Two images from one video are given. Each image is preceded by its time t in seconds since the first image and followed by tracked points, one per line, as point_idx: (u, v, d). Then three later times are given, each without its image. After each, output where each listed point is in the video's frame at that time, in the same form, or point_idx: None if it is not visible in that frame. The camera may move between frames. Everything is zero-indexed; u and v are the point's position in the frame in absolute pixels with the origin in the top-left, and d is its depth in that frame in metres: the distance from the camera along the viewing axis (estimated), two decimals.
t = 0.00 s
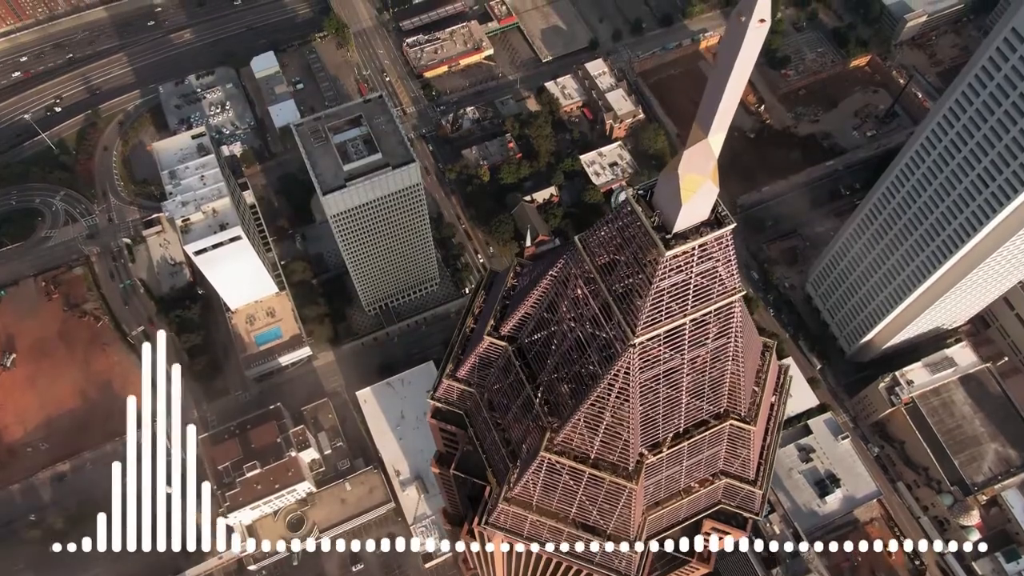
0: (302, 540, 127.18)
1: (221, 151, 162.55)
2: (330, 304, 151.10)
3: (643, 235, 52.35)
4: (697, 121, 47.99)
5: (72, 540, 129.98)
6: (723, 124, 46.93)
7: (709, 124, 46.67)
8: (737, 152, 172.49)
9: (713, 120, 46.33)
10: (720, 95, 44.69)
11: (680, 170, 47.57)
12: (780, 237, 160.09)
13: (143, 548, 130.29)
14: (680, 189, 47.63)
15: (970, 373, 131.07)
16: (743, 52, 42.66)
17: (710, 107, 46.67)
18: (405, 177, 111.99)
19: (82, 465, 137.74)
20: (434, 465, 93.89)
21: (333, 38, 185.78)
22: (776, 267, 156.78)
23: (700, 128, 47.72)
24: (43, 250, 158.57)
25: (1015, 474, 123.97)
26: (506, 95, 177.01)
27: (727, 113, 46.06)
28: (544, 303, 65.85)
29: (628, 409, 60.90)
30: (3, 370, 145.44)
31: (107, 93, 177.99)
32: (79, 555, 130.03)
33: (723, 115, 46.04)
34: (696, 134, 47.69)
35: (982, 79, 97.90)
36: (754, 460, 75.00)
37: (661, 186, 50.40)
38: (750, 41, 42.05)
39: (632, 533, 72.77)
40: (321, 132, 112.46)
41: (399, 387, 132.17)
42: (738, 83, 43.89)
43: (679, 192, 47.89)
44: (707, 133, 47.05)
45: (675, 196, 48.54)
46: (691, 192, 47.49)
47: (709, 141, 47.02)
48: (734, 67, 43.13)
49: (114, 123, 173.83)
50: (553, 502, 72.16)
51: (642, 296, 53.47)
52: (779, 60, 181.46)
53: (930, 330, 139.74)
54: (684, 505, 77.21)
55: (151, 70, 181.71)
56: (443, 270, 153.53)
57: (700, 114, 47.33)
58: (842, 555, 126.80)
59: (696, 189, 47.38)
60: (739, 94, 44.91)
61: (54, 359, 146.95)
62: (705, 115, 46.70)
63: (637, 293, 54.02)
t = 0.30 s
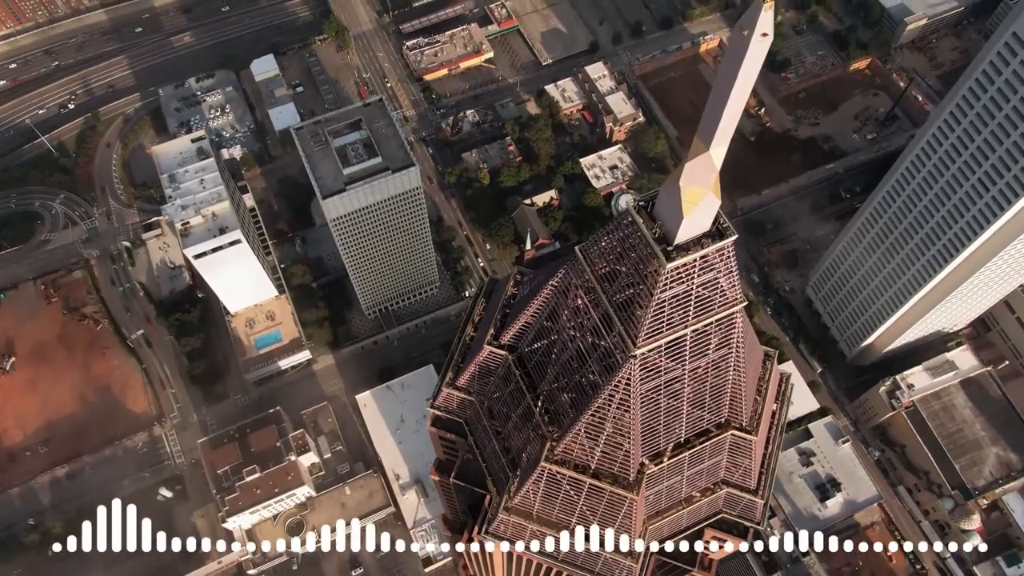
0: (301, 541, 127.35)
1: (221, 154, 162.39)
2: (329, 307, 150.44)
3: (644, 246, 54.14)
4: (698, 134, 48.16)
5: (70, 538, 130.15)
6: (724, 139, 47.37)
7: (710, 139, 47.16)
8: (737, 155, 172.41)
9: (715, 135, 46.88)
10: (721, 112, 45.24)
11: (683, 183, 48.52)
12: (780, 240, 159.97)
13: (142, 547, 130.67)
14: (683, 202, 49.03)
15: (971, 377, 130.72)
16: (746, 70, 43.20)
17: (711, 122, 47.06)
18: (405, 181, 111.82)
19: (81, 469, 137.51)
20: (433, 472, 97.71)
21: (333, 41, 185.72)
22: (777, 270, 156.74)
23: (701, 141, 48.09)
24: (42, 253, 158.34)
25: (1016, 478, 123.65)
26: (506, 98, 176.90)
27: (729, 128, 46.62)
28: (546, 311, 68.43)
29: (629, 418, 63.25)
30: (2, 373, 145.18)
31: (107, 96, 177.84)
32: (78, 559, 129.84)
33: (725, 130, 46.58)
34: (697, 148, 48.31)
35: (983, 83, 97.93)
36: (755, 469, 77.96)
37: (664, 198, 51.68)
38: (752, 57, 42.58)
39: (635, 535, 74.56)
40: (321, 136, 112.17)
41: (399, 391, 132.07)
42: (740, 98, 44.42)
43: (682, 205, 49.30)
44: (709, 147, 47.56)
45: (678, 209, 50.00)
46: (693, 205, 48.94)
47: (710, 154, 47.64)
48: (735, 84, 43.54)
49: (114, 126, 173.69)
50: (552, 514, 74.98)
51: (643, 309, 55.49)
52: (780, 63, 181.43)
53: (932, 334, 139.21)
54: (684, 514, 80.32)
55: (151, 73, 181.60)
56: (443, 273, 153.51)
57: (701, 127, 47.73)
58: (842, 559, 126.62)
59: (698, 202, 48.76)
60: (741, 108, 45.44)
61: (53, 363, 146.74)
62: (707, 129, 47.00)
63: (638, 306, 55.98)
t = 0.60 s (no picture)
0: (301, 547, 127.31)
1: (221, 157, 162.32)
2: (329, 311, 149.93)
3: (645, 256, 54.94)
4: (701, 146, 49.67)
5: (70, 538, 130.07)
6: (727, 152, 49.05)
7: (713, 150, 48.77)
8: (737, 157, 172.29)
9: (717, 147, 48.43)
10: (723, 123, 46.71)
11: (685, 196, 49.65)
12: (780, 243, 159.85)
13: (143, 547, 130.93)
14: (684, 214, 50.02)
15: (971, 380, 130.55)
16: (748, 81, 44.79)
17: (714, 135, 48.61)
18: (404, 184, 111.65)
19: (81, 473, 137.26)
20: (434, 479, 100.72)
21: (333, 43, 185.63)
22: (777, 273, 156.59)
23: (704, 153, 49.74)
24: (41, 257, 158.15)
25: (1017, 482, 123.20)
26: (506, 100, 176.72)
27: (730, 142, 48.35)
28: (546, 320, 69.63)
29: (630, 429, 64.12)
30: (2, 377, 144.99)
31: (107, 99, 177.75)
32: (77, 563, 129.62)
33: (727, 143, 48.29)
34: (700, 159, 49.65)
35: (984, 87, 97.74)
36: (756, 479, 79.35)
37: (665, 209, 52.45)
38: (755, 69, 44.15)
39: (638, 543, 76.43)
40: (321, 140, 112.15)
41: (399, 395, 132.03)
42: (743, 110, 45.71)
43: (682, 217, 50.33)
44: (711, 158, 49.10)
45: (679, 221, 51.02)
46: (695, 217, 49.92)
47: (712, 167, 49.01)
48: (739, 96, 45.03)
49: (113, 129, 173.57)
50: (553, 523, 76.57)
51: (644, 321, 56.07)
52: (780, 66, 181.37)
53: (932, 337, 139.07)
54: (684, 525, 82.05)
55: (150, 76, 181.50)
56: (443, 276, 153.56)
57: (704, 139, 49.38)
58: (844, 563, 126.37)
59: (699, 214, 49.74)
60: (745, 118, 46.62)
61: (53, 366, 146.53)
62: (710, 141, 48.55)
63: (639, 318, 56.64)
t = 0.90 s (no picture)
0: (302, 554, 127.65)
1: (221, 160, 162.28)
2: (329, 314, 149.67)
3: (646, 269, 56.53)
4: (703, 160, 51.03)
5: (70, 539, 130.18)
6: (728, 165, 50.43)
7: (715, 164, 50.20)
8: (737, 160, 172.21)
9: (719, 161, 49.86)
10: (724, 139, 48.06)
11: (685, 209, 51.15)
12: (780, 246, 159.75)
13: (142, 547, 130.93)
14: (686, 226, 51.31)
15: (971, 384, 130.22)
16: (751, 94, 45.46)
17: (715, 150, 50.05)
18: (404, 188, 111.41)
19: (80, 476, 137.01)
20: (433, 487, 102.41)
21: (333, 47, 185.62)
22: (778, 276, 156.38)
23: (705, 166, 51.10)
24: (41, 260, 158.04)
25: (1018, 486, 122.88)
26: (506, 103, 176.64)
27: (732, 155, 49.63)
28: (547, 329, 71.35)
29: (631, 438, 65.97)
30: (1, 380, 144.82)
31: (107, 102, 177.75)
32: (77, 568, 129.42)
33: (729, 157, 49.63)
34: (701, 172, 50.97)
35: (984, 92, 97.75)
36: (758, 489, 81.22)
37: (667, 222, 53.86)
38: (758, 83, 44.88)
39: (636, 560, 79.34)
40: (321, 143, 111.96)
41: (399, 399, 131.84)
42: (745, 124, 46.93)
43: (684, 230, 51.64)
44: (712, 172, 50.66)
45: (680, 233, 52.32)
46: (696, 230, 51.22)
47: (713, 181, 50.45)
48: (741, 111, 46.12)
49: (113, 132, 173.44)
50: (553, 530, 78.67)
51: (646, 333, 57.77)
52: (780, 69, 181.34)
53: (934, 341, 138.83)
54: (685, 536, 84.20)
55: (150, 79, 181.50)
56: (443, 279, 153.51)
57: (706, 153, 50.79)
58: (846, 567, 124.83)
59: (701, 227, 51.08)
60: (746, 132, 48.07)
61: (52, 370, 146.31)
62: (714, 155, 50.06)
63: (640, 330, 58.35)
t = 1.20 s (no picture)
0: (301, 559, 127.04)
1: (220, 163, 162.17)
2: (329, 318, 149.38)
3: (648, 283, 57.77)
4: (706, 175, 51.56)
5: (71, 539, 130.20)
6: (731, 181, 51.00)
7: (717, 180, 50.84)
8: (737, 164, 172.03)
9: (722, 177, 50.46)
10: (726, 156, 48.61)
11: (687, 223, 52.01)
12: (781, 250, 159.59)
13: (143, 547, 131.17)
14: (687, 240, 52.37)
15: (971, 389, 129.74)
16: (753, 111, 45.67)
17: (717, 166, 50.58)
18: (404, 193, 111.27)
19: (79, 481, 136.60)
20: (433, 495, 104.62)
21: (333, 50, 185.60)
22: (778, 280, 156.13)
23: (708, 181, 51.71)
24: (40, 264, 157.83)
25: (1020, 491, 122.51)
26: (506, 107, 176.60)
27: (734, 171, 50.23)
28: (548, 340, 72.49)
29: (632, 450, 67.39)
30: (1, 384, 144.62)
31: (107, 105, 177.69)
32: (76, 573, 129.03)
33: (730, 173, 50.19)
34: (704, 188, 51.64)
35: (985, 97, 97.73)
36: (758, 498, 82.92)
37: (669, 236, 54.91)
38: (762, 99, 44.96)
39: (636, 572, 81.94)
40: (321, 148, 111.69)
41: (399, 404, 131.44)
42: (747, 141, 47.47)
43: (687, 243, 52.70)
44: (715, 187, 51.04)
45: (682, 247, 53.46)
46: (697, 244, 52.36)
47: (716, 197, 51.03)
48: (742, 129, 46.57)
49: (113, 136, 173.32)
50: (553, 538, 80.70)
51: (647, 347, 59.14)
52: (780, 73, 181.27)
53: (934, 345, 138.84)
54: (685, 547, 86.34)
55: (150, 82, 181.47)
56: (443, 283, 153.44)
57: (708, 168, 51.42)
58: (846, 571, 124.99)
59: (703, 240, 52.15)
60: (748, 149, 48.67)
61: (51, 374, 146.03)
62: (717, 170, 50.56)
63: (641, 343, 59.68)
